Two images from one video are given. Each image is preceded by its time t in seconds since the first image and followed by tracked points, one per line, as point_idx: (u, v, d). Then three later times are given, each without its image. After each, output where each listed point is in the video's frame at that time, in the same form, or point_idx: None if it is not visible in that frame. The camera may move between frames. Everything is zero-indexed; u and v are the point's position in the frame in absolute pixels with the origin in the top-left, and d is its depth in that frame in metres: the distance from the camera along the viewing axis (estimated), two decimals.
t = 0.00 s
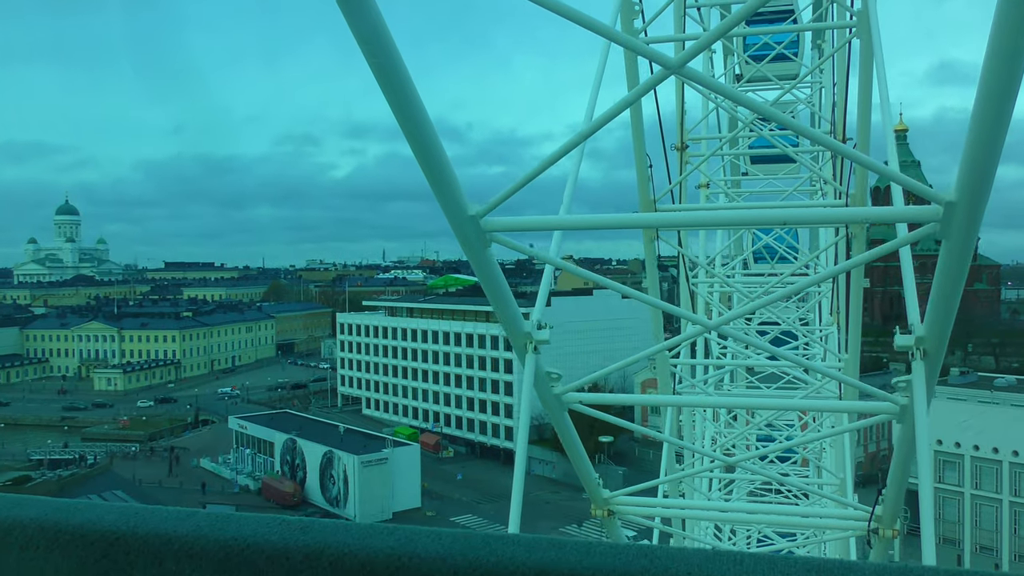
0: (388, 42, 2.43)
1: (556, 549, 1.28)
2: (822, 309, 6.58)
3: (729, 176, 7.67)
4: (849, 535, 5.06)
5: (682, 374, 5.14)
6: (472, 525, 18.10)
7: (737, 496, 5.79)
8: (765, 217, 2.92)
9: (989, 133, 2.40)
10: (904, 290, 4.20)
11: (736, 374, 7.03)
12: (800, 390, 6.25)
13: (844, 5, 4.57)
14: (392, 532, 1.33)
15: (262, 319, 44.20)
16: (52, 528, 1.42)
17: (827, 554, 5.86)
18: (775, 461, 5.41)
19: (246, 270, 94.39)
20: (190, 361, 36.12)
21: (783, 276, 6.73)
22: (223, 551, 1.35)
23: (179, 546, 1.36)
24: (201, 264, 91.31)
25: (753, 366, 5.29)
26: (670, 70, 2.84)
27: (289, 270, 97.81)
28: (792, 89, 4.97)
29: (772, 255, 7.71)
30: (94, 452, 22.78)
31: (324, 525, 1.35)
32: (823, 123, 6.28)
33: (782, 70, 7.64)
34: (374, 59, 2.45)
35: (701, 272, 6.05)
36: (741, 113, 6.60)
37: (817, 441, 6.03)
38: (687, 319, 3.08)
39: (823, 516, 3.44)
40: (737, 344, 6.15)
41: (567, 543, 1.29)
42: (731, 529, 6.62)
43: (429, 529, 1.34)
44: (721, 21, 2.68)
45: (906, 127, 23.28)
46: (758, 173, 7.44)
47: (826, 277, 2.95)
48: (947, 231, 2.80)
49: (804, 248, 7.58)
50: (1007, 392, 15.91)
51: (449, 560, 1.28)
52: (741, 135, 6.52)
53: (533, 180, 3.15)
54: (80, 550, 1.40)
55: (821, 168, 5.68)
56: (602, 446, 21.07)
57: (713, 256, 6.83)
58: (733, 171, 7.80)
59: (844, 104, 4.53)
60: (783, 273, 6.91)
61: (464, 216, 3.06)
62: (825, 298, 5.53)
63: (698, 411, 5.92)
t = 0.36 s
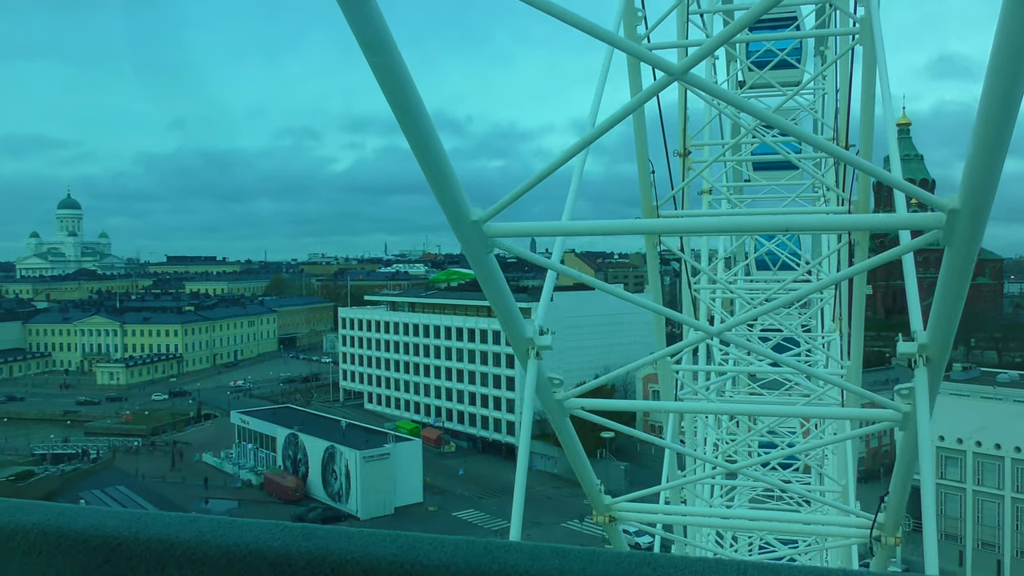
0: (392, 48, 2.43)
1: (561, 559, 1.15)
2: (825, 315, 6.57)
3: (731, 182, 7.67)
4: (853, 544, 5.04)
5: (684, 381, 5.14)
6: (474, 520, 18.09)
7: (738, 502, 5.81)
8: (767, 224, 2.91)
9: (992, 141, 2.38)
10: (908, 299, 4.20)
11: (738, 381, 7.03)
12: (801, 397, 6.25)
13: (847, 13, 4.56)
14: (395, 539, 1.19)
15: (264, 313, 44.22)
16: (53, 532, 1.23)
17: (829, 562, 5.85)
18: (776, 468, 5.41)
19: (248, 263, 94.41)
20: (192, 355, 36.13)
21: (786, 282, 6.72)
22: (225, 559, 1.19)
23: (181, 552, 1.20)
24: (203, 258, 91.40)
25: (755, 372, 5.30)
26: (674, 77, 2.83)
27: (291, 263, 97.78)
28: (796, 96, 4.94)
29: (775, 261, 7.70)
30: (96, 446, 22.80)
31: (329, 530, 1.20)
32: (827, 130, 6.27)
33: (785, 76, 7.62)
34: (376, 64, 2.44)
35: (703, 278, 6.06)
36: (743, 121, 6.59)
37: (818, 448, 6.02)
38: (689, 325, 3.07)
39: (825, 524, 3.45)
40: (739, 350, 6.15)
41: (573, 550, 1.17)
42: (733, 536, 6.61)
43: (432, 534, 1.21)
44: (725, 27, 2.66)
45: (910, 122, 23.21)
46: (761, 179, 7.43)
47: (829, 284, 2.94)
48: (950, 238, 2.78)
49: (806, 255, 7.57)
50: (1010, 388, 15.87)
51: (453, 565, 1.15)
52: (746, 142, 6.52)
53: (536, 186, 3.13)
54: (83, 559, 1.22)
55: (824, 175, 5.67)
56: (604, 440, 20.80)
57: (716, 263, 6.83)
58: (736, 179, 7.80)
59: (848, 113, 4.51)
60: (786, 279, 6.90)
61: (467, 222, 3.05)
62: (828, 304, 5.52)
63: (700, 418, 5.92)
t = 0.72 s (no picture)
0: (392, 54, 2.43)
1: (563, 560, 1.13)
2: (827, 327, 6.58)
3: (735, 193, 7.66)
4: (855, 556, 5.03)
5: (684, 393, 5.16)
6: (475, 520, 18.07)
7: (737, 515, 5.86)
8: (770, 235, 2.89)
9: (992, 154, 2.37)
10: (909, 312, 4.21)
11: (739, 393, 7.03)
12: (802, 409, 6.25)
13: (848, 25, 4.55)
14: (399, 540, 1.17)
15: (265, 313, 44.25)
16: (57, 534, 1.20)
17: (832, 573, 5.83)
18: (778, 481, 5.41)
19: (249, 263, 94.41)
20: (193, 355, 36.14)
21: (788, 292, 6.71)
22: (228, 561, 1.16)
23: (182, 553, 1.17)
24: (204, 257, 91.39)
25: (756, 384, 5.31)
26: (676, 87, 2.81)
27: (292, 262, 97.75)
28: (797, 107, 4.92)
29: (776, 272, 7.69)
30: (98, 446, 22.78)
31: (332, 531, 1.18)
32: (828, 141, 6.28)
33: (787, 87, 7.64)
34: (375, 70, 2.45)
35: (705, 289, 6.07)
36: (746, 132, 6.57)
37: (820, 459, 6.02)
38: (691, 336, 3.06)
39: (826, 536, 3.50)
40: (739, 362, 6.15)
41: (577, 552, 1.15)
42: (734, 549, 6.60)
43: (436, 536, 1.19)
44: (726, 39, 2.65)
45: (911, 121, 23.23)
46: (763, 190, 7.42)
47: (832, 295, 2.92)
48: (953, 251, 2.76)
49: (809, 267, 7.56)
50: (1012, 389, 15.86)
51: (455, 566, 1.14)
52: (747, 153, 6.55)
53: (538, 196, 3.12)
54: (86, 562, 1.19)
55: (825, 186, 5.65)
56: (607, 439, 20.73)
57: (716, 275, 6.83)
58: (738, 189, 7.79)
59: (848, 128, 4.49)
60: (787, 291, 6.89)
61: (468, 231, 3.03)
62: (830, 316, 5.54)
63: (699, 430, 5.92)
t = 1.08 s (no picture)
0: (391, 73, 2.43)
1: (562, 554, 1.12)
2: (828, 345, 6.58)
3: (736, 212, 7.66)
4: None
5: (684, 411, 5.17)
6: (474, 527, 18.03)
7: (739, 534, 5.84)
8: (771, 252, 2.87)
9: (992, 175, 2.36)
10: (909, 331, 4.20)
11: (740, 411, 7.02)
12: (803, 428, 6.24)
13: (848, 43, 4.53)
14: (400, 536, 1.17)
15: (266, 317, 44.27)
16: (57, 531, 1.22)
17: None
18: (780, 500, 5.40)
19: (250, 267, 94.45)
20: (194, 359, 36.11)
21: (788, 309, 6.72)
22: (228, 556, 1.17)
23: (183, 549, 1.19)
24: (204, 261, 91.37)
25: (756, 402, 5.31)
26: (676, 104, 2.79)
27: (292, 266, 97.75)
28: (798, 125, 4.90)
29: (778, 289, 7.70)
30: (98, 452, 22.76)
31: (331, 526, 1.18)
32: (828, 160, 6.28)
33: (788, 106, 7.65)
34: (374, 88, 2.44)
35: (705, 305, 6.08)
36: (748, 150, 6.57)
37: (821, 478, 6.00)
38: (690, 354, 3.04)
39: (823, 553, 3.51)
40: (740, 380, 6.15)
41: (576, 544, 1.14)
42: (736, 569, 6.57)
43: (439, 529, 1.18)
44: (726, 56, 2.64)
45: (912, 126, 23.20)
46: (764, 208, 7.42)
47: (832, 313, 2.90)
48: (953, 271, 2.74)
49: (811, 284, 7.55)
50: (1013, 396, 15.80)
51: (456, 563, 1.12)
52: (747, 171, 6.56)
53: (537, 212, 3.10)
54: (87, 558, 1.20)
55: (825, 203, 5.64)
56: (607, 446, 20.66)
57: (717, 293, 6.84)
58: (740, 208, 7.78)
59: (850, 148, 4.47)
60: (787, 309, 6.90)
61: (466, 248, 3.01)
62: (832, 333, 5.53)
63: (700, 447, 5.92)
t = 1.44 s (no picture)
0: (390, 92, 2.42)
1: (561, 544, 1.23)
2: (828, 367, 6.59)
3: (735, 232, 7.68)
4: None
5: (684, 433, 5.18)
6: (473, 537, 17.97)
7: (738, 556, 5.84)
8: (770, 273, 2.85)
9: (994, 198, 2.33)
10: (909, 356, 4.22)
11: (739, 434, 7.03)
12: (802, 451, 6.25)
13: (847, 64, 4.52)
14: (400, 530, 1.27)
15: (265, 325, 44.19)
16: (57, 525, 1.36)
17: None
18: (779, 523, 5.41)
19: (249, 275, 94.30)
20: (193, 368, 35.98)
21: (787, 330, 6.75)
22: (226, 548, 1.29)
23: (180, 543, 1.31)
24: (204, 268, 91.32)
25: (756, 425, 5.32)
26: (675, 125, 2.78)
27: (292, 274, 97.60)
28: (797, 147, 4.91)
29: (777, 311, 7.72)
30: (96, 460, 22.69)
31: (329, 520, 1.30)
32: (828, 180, 6.28)
33: (787, 127, 7.69)
34: (374, 106, 2.42)
35: (705, 325, 6.10)
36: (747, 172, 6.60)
37: (820, 501, 6.01)
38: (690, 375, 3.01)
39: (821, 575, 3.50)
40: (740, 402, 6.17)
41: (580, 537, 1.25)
42: None
43: (436, 526, 1.29)
44: (727, 76, 2.63)
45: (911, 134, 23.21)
46: (762, 230, 7.45)
47: (833, 335, 2.88)
48: (954, 293, 2.72)
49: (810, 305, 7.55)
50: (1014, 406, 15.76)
51: (457, 557, 1.24)
52: (747, 192, 6.56)
53: (536, 232, 3.10)
54: (88, 548, 1.34)
55: (825, 224, 5.66)
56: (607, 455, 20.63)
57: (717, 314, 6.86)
58: (739, 229, 7.80)
59: (850, 166, 4.48)
60: (787, 330, 6.92)
61: (464, 267, 3.00)
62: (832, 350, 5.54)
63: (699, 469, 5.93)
